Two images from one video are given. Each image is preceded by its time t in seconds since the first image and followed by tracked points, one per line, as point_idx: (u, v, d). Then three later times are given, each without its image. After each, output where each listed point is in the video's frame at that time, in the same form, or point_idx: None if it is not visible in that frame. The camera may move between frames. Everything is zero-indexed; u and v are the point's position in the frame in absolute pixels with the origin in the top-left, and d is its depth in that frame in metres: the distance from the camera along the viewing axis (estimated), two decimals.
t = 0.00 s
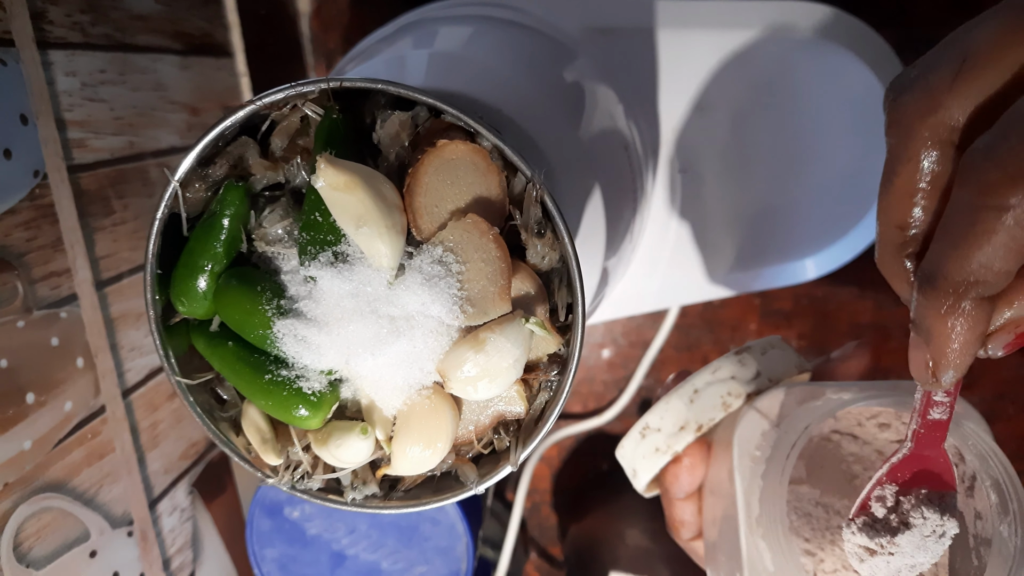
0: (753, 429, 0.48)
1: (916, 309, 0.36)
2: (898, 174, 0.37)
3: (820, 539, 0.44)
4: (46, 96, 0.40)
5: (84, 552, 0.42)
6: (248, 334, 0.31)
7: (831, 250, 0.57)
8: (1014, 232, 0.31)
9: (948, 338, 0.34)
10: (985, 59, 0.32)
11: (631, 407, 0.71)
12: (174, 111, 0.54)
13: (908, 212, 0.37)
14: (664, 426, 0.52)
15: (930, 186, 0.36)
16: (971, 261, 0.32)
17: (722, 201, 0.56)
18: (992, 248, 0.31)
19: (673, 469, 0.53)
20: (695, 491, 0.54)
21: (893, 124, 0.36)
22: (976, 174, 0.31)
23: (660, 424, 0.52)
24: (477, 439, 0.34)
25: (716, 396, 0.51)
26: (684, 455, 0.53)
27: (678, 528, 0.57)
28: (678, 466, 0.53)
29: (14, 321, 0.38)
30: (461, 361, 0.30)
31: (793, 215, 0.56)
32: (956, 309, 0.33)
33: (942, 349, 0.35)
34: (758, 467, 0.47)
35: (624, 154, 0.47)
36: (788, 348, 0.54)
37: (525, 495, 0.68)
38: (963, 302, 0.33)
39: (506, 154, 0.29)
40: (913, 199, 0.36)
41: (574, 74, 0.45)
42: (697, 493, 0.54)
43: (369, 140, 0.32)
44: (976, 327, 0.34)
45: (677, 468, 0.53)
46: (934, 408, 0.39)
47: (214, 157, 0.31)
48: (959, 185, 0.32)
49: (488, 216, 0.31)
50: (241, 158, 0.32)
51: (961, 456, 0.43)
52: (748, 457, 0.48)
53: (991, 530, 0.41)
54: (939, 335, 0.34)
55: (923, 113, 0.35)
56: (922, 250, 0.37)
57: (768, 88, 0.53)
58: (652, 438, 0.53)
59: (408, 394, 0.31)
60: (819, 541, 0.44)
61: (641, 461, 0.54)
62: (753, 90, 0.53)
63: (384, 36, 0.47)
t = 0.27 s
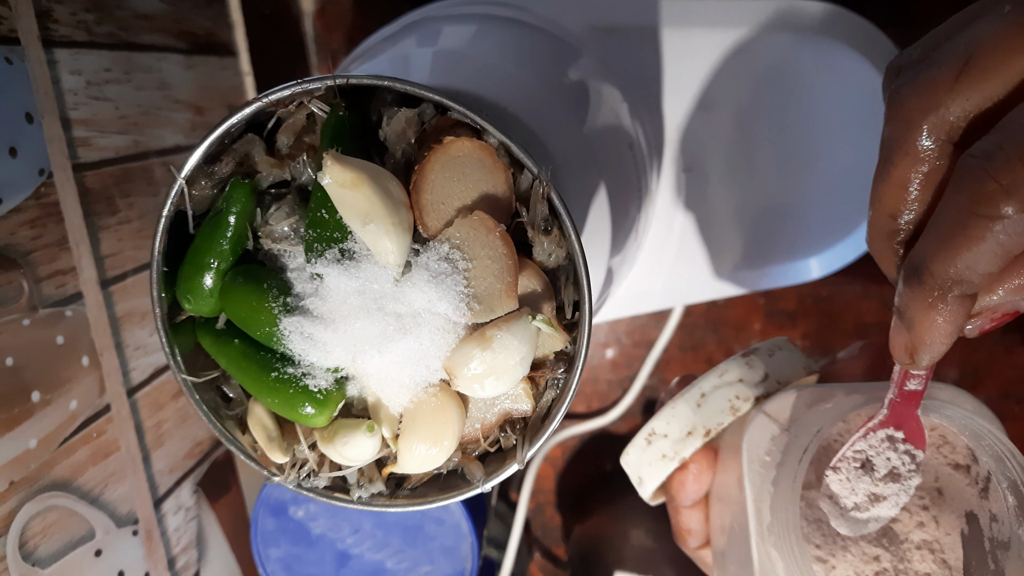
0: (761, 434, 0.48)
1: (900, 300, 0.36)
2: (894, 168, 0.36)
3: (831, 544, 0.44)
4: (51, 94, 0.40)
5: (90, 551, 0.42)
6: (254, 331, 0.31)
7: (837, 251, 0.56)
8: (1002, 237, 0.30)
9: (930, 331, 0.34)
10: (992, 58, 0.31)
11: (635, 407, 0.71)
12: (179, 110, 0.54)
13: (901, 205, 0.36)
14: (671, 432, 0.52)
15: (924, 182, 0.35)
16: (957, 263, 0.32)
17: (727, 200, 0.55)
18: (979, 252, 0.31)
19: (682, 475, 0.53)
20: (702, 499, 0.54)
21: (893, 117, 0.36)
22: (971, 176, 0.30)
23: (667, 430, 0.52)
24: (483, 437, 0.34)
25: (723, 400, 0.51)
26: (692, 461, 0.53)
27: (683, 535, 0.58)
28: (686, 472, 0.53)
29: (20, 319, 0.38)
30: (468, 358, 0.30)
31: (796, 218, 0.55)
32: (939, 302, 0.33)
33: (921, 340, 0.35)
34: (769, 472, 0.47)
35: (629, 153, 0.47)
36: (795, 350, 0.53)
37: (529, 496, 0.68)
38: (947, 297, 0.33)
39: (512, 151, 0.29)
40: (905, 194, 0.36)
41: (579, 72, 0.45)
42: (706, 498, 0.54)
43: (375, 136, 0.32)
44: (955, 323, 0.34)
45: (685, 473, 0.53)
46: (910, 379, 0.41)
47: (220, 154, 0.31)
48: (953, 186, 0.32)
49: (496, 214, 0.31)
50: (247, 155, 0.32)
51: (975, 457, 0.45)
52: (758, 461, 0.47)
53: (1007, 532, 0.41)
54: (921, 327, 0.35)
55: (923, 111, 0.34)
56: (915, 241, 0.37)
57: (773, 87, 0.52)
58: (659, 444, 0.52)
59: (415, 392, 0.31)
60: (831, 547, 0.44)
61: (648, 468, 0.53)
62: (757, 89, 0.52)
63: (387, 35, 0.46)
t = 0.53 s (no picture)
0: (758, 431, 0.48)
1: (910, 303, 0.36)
2: (901, 174, 0.36)
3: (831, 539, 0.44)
4: (51, 92, 0.40)
5: (91, 549, 0.42)
6: (255, 329, 0.31)
7: (836, 250, 0.56)
8: (1011, 244, 0.30)
9: (940, 334, 0.35)
10: (998, 66, 0.31)
11: (635, 405, 0.71)
12: (179, 109, 0.54)
13: (909, 211, 0.37)
14: (670, 429, 0.52)
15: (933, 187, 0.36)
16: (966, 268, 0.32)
17: (727, 199, 0.55)
18: (989, 259, 0.31)
19: (682, 471, 0.53)
20: (703, 496, 0.54)
21: (900, 122, 0.36)
22: (982, 184, 0.31)
23: (666, 428, 0.52)
24: (484, 434, 0.34)
25: (721, 399, 0.51)
26: (691, 458, 0.52)
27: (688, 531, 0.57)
28: (686, 468, 0.53)
29: (21, 317, 0.38)
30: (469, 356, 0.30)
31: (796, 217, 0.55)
32: (948, 308, 0.34)
33: (931, 344, 0.36)
34: (765, 468, 0.47)
35: (630, 152, 0.47)
36: (791, 348, 0.54)
37: (529, 493, 0.68)
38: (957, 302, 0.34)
39: (513, 148, 0.29)
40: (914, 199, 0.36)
41: (580, 71, 0.45)
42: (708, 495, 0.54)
43: (376, 134, 0.32)
44: (965, 327, 0.34)
45: (685, 470, 0.52)
46: (920, 385, 0.40)
47: (221, 152, 0.31)
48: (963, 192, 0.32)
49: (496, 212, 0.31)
50: (248, 153, 0.32)
51: (970, 450, 0.44)
52: (755, 457, 0.47)
53: (1003, 524, 0.41)
54: (930, 331, 0.35)
55: (929, 118, 0.34)
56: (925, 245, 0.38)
57: (773, 86, 0.52)
58: (659, 441, 0.53)
59: (416, 390, 0.31)
60: (830, 542, 0.44)
61: (648, 465, 0.54)
62: (757, 87, 0.52)
63: (388, 34, 0.46)
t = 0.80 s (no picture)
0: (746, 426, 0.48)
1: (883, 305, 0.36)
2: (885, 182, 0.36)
3: (823, 536, 0.44)
4: (46, 91, 0.40)
5: (85, 548, 0.42)
6: (249, 328, 0.31)
7: (832, 250, 0.56)
8: (986, 257, 0.30)
9: (909, 339, 0.35)
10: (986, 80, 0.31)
11: (632, 405, 0.71)
12: (176, 107, 0.54)
13: (892, 218, 0.37)
14: (661, 426, 0.53)
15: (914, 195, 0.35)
16: (939, 277, 0.32)
17: (725, 199, 0.55)
18: (963, 269, 0.31)
19: (674, 468, 0.53)
20: (697, 493, 0.54)
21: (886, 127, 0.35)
22: (961, 195, 0.30)
23: (658, 424, 0.54)
24: (479, 433, 0.34)
25: (711, 395, 0.52)
26: (684, 454, 0.53)
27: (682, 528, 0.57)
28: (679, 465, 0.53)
29: (15, 316, 0.37)
30: (462, 356, 0.30)
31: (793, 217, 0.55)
32: (920, 313, 0.34)
33: (901, 346, 0.36)
34: (753, 464, 0.47)
35: (626, 152, 0.47)
36: (783, 347, 0.55)
37: (526, 493, 0.68)
38: (929, 308, 0.33)
39: (508, 148, 0.29)
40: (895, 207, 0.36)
41: (576, 71, 0.45)
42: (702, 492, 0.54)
43: (371, 133, 0.32)
44: (936, 331, 0.34)
45: (678, 466, 0.53)
46: (888, 377, 0.41)
47: (215, 152, 0.31)
48: (942, 200, 0.32)
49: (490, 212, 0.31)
50: (243, 152, 0.32)
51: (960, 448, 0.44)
52: (744, 453, 0.47)
53: (991, 521, 0.41)
54: (902, 333, 0.35)
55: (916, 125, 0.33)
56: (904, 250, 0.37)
57: (771, 87, 0.52)
58: (650, 437, 0.54)
59: (410, 390, 0.31)
60: (823, 538, 0.44)
61: (640, 461, 0.55)
62: (755, 88, 0.52)
63: (385, 33, 0.46)
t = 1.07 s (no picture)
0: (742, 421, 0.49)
1: (867, 297, 0.37)
2: (868, 174, 0.36)
3: (819, 531, 0.44)
4: (48, 93, 0.40)
5: (88, 549, 0.42)
6: (251, 330, 0.31)
7: (833, 249, 0.56)
8: (964, 248, 0.31)
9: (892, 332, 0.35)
10: (960, 72, 0.30)
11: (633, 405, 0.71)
12: (177, 109, 0.54)
13: (875, 210, 0.36)
14: (658, 420, 0.53)
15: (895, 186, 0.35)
16: (921, 269, 0.32)
17: (726, 199, 0.55)
18: (944, 260, 0.32)
19: (672, 463, 0.53)
20: (695, 488, 0.54)
21: (864, 121, 0.35)
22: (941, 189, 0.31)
23: (654, 418, 0.54)
24: (480, 435, 0.34)
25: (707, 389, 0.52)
26: (681, 449, 0.53)
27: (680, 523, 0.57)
28: (675, 459, 0.53)
29: (17, 318, 0.38)
30: (464, 356, 0.30)
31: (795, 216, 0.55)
32: (903, 305, 0.34)
33: (885, 339, 0.36)
34: (748, 458, 0.47)
35: (627, 152, 0.47)
36: (780, 342, 0.55)
37: (527, 494, 0.68)
38: (910, 300, 0.34)
39: (509, 150, 0.29)
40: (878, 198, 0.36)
41: (576, 71, 0.45)
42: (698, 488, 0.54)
43: (372, 135, 0.32)
44: (918, 323, 0.34)
45: (675, 461, 0.53)
46: (876, 369, 0.40)
47: (217, 154, 0.31)
48: (924, 192, 0.33)
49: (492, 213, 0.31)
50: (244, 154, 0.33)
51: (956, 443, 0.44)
52: (739, 447, 0.48)
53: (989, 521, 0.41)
54: (885, 325, 0.35)
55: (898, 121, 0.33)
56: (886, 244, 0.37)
57: (772, 86, 0.52)
58: (647, 432, 0.54)
59: (412, 390, 0.31)
60: (819, 533, 0.44)
61: (637, 456, 0.55)
62: (756, 87, 0.52)
63: (385, 34, 0.46)
